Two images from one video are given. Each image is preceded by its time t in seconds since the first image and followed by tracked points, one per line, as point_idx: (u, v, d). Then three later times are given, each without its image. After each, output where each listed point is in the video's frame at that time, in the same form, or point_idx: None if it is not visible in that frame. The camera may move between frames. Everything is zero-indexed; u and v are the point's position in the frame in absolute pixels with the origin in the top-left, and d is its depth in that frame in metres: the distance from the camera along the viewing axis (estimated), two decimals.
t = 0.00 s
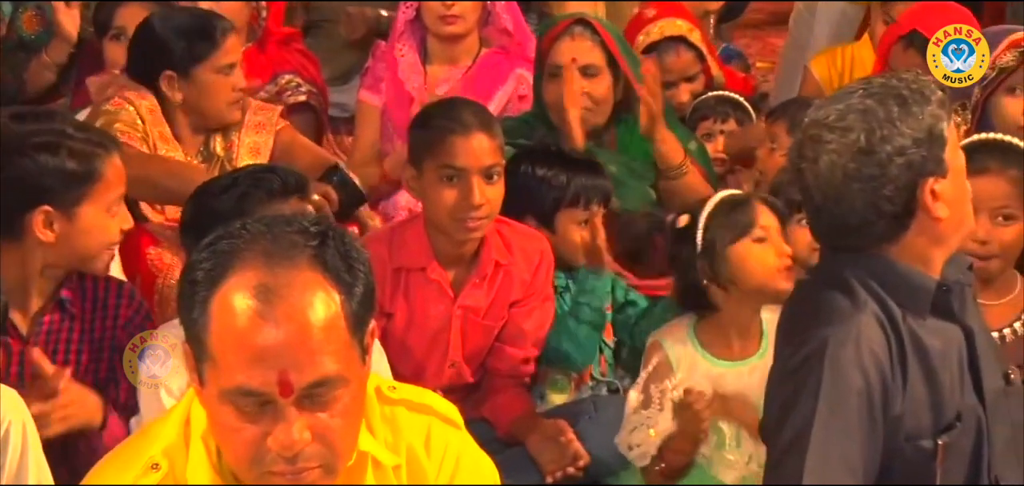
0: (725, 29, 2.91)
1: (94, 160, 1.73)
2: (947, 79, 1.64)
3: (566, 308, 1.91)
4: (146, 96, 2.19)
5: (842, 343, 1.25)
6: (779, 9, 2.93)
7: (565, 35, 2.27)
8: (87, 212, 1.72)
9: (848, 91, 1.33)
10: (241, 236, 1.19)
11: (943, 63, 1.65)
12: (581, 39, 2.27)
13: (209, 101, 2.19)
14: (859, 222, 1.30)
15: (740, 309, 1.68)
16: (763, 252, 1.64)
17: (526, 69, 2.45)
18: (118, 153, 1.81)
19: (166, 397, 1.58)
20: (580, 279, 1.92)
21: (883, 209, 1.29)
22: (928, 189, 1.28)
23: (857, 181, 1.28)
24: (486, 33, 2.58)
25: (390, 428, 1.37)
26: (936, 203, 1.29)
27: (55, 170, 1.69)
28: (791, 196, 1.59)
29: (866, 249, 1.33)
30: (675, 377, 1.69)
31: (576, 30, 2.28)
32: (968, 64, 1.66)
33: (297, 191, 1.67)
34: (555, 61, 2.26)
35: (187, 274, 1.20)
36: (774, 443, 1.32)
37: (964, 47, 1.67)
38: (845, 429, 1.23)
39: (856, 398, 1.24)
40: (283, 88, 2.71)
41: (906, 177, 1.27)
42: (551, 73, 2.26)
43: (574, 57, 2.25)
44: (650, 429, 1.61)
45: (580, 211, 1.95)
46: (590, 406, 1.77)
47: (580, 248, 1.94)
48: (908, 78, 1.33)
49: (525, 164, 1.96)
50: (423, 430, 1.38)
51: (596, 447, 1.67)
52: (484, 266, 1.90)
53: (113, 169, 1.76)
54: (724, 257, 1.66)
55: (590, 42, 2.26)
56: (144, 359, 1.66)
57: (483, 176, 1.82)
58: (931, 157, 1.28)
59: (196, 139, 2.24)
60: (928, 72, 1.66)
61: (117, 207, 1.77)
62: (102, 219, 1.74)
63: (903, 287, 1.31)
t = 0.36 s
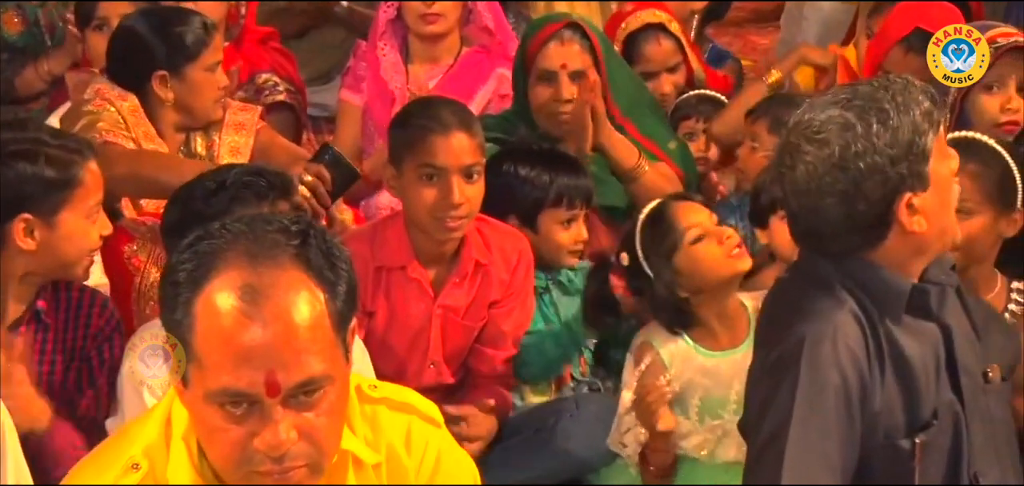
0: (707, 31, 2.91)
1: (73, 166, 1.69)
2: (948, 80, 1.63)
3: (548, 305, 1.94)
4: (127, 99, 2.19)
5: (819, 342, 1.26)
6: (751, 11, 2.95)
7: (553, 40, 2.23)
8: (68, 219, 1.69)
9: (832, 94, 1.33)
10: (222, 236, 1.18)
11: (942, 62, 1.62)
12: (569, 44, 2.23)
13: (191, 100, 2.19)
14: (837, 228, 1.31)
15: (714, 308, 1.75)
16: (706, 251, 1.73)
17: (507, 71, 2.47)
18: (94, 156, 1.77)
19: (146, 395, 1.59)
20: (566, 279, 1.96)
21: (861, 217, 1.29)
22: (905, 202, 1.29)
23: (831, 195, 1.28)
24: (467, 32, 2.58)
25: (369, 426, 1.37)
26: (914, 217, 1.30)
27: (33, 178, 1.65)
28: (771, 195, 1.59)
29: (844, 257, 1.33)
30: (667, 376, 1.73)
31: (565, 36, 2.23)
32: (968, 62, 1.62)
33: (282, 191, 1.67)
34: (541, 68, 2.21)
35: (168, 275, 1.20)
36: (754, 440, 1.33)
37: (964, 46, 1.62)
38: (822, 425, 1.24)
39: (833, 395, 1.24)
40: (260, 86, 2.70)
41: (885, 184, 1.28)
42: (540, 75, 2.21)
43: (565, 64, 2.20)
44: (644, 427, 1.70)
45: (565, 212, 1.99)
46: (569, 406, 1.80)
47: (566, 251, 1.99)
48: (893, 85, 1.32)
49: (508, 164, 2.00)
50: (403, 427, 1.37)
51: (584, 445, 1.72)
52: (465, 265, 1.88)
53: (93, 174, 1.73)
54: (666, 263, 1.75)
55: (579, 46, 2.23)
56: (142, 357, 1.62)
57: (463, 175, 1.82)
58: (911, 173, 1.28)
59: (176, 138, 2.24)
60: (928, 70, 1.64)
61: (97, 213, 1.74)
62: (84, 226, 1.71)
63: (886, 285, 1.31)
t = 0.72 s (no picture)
0: (702, 30, 2.99)
1: (57, 170, 1.71)
2: (950, 79, 1.71)
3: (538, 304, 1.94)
4: (107, 101, 2.17)
5: (799, 339, 1.26)
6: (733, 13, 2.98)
7: (548, 48, 2.23)
8: (52, 225, 1.70)
9: (831, 98, 1.32)
10: (206, 234, 1.18)
11: (946, 62, 1.70)
12: (563, 53, 2.22)
13: (177, 100, 2.19)
14: (825, 236, 1.31)
15: (691, 303, 1.72)
16: (688, 249, 1.71)
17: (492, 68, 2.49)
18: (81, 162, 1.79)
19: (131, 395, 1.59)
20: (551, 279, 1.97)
21: (851, 229, 1.30)
22: (894, 219, 1.30)
23: (821, 204, 1.28)
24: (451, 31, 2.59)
25: (353, 424, 1.37)
26: (901, 232, 1.31)
27: (15, 183, 1.67)
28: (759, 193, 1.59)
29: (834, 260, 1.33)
30: (649, 369, 1.69)
31: (560, 45, 2.23)
32: (971, 63, 1.70)
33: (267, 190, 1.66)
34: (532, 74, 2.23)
35: (152, 274, 1.19)
36: (734, 436, 1.33)
37: (968, 47, 1.70)
38: (800, 422, 1.24)
39: (810, 392, 1.24)
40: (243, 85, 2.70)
41: (877, 199, 1.28)
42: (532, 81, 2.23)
43: (557, 72, 2.21)
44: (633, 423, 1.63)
45: (553, 210, 2.01)
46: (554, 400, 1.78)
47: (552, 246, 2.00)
48: (900, 98, 1.31)
49: (494, 162, 2.01)
50: (387, 427, 1.37)
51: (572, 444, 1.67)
52: (449, 263, 1.88)
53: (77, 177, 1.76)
54: (647, 258, 1.74)
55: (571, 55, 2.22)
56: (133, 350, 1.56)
57: (447, 173, 1.81)
58: (906, 191, 1.29)
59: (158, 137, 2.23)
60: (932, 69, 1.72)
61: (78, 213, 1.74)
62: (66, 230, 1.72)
63: (863, 285, 1.32)
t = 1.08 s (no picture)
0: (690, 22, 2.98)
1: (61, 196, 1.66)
2: (948, 79, 1.73)
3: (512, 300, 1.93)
4: (86, 115, 2.09)
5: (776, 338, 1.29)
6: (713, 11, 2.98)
7: (522, 39, 2.24)
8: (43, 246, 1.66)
9: (827, 109, 1.33)
10: (182, 231, 1.17)
11: (944, 63, 1.74)
12: (538, 43, 2.25)
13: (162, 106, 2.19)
14: (804, 247, 1.32)
15: (662, 303, 1.71)
16: (661, 251, 1.70)
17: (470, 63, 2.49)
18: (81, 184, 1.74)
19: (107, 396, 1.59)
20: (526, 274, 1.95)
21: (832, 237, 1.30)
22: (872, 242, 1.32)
23: (800, 220, 1.30)
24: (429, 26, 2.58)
25: (331, 420, 1.36)
26: (875, 253, 1.33)
27: (18, 199, 1.62)
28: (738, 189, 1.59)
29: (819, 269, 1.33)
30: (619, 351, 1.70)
31: (535, 36, 2.25)
32: (968, 63, 1.73)
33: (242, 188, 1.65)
34: (508, 67, 2.24)
35: (128, 270, 1.19)
36: (712, 427, 1.37)
37: (964, 47, 1.74)
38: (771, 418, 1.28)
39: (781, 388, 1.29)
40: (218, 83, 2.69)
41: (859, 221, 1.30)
42: (506, 74, 2.24)
43: (532, 64, 2.23)
44: (592, 400, 1.67)
45: (535, 206, 1.99)
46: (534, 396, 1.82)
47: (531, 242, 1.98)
48: (894, 115, 1.31)
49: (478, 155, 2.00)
50: (365, 425, 1.36)
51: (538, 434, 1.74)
52: (428, 259, 1.88)
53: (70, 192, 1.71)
54: (621, 256, 1.72)
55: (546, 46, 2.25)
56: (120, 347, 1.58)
57: (424, 169, 1.80)
58: (887, 218, 1.30)
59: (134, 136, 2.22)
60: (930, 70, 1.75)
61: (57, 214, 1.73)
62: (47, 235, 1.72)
63: (845, 291, 1.33)
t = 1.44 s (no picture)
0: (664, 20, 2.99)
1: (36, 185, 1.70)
2: (947, 80, 1.69)
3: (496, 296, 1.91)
4: (86, 123, 2.09)
5: (759, 347, 1.41)
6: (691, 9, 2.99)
7: (500, 34, 2.26)
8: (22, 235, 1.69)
9: (829, 115, 1.40)
10: (162, 229, 1.17)
11: (944, 62, 1.69)
12: (514, 39, 2.24)
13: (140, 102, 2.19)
14: (795, 252, 1.42)
15: (643, 300, 1.72)
16: (643, 250, 1.68)
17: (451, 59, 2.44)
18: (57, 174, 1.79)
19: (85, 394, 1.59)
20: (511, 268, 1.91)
21: (819, 244, 1.41)
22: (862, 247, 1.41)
23: (795, 224, 1.40)
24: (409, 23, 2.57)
25: (310, 418, 1.35)
26: (866, 257, 1.43)
27: None
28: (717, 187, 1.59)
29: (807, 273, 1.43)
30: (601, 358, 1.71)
31: (513, 30, 2.25)
32: (969, 63, 1.69)
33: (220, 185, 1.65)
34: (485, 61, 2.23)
35: (107, 268, 1.18)
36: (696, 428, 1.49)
37: (964, 46, 1.69)
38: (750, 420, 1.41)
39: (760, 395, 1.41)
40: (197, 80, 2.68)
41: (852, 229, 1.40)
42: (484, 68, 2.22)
43: (509, 58, 2.23)
44: (575, 412, 1.69)
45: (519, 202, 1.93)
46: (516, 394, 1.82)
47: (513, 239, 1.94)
48: (893, 124, 1.39)
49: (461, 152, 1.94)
50: (344, 422, 1.36)
51: (520, 436, 1.74)
52: (407, 257, 1.89)
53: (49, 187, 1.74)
54: (602, 250, 1.71)
55: (523, 42, 2.23)
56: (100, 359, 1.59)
57: (403, 167, 1.79)
58: (879, 222, 1.40)
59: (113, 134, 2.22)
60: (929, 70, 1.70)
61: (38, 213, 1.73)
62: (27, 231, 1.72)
63: (830, 294, 1.44)
